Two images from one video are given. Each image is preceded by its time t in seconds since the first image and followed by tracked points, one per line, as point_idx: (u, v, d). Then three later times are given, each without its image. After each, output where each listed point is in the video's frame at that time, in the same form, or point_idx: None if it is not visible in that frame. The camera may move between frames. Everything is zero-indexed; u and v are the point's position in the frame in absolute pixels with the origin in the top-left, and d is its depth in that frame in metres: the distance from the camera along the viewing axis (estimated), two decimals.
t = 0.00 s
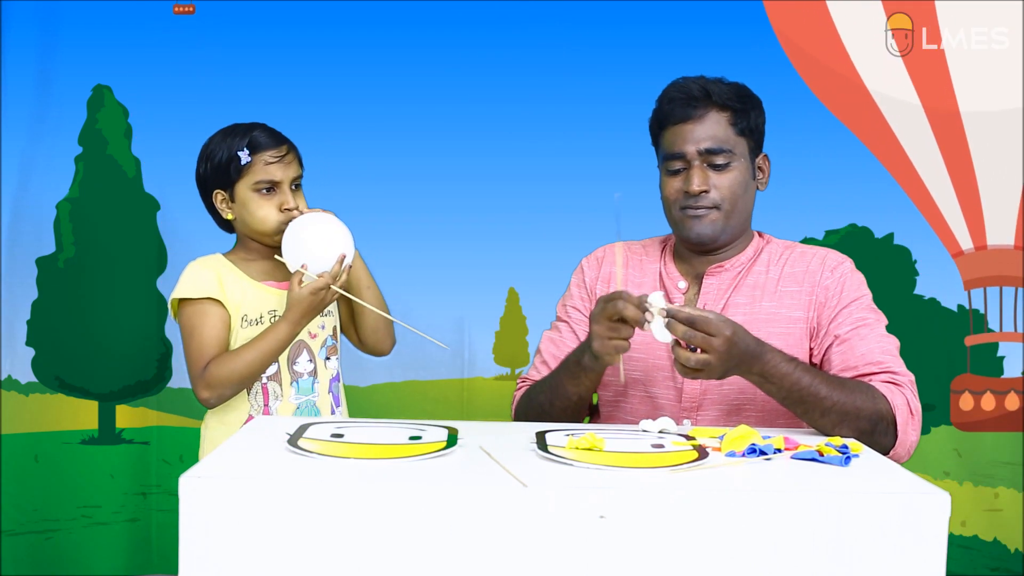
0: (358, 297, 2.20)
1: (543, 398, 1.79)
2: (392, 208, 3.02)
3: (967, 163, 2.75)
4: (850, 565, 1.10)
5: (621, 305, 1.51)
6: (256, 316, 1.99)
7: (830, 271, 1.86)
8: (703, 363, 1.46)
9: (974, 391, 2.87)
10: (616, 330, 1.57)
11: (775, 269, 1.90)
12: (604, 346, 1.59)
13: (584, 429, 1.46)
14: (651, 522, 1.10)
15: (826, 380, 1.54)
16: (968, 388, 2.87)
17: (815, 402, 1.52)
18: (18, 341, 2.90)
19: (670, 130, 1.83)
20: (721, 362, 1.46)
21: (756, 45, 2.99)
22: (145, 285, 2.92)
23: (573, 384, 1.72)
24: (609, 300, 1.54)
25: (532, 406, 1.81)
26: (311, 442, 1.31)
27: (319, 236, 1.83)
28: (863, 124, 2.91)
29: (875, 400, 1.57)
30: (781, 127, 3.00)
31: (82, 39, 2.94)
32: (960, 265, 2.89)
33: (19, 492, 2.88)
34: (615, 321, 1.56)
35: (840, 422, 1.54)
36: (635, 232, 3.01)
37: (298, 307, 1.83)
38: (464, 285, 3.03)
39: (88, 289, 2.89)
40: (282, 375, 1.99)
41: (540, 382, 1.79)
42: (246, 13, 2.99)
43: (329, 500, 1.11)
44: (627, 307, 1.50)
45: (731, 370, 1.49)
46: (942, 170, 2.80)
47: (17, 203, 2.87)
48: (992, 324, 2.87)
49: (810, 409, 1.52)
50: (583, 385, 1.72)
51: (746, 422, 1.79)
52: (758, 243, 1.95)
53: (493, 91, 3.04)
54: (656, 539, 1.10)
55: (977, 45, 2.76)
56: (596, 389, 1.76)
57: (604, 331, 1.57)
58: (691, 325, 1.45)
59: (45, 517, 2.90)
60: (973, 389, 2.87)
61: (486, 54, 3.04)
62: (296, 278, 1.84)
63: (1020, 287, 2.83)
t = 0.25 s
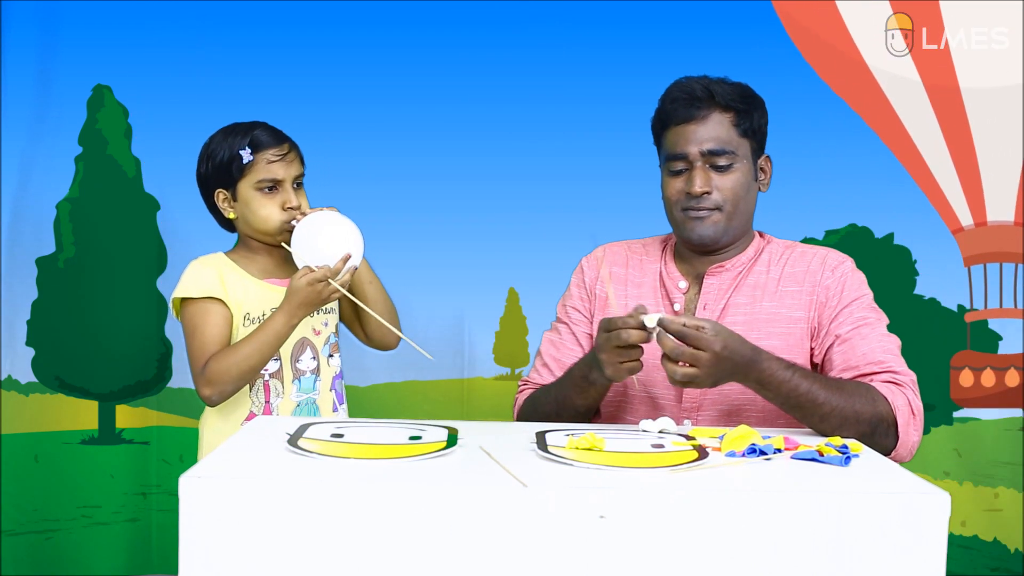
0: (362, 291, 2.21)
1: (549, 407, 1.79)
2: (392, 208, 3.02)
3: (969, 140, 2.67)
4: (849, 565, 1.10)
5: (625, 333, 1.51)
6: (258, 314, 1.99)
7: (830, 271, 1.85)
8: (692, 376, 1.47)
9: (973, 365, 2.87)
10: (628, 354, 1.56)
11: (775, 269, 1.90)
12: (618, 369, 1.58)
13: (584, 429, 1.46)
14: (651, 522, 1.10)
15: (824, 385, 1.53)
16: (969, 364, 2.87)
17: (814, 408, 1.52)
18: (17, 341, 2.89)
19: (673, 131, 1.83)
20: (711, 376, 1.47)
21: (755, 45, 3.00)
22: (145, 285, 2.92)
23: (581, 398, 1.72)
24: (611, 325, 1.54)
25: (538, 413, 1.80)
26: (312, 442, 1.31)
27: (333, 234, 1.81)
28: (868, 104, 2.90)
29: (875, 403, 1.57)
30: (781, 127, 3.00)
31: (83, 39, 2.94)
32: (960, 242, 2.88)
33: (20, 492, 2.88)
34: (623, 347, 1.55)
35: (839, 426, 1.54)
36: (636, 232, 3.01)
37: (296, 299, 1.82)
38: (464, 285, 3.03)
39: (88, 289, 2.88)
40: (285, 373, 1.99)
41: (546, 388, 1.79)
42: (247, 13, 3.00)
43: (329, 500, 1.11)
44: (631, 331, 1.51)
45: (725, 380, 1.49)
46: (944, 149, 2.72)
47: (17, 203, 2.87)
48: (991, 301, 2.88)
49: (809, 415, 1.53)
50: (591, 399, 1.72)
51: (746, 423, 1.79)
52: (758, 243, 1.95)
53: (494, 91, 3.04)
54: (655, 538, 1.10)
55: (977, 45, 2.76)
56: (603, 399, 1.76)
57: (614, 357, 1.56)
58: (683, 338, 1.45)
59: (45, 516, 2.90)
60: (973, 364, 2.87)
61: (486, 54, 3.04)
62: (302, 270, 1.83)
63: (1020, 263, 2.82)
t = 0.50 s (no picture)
0: (361, 295, 2.20)
1: (546, 404, 1.79)
2: (392, 208, 3.02)
3: (968, 118, 2.72)
4: (849, 565, 1.10)
5: (624, 319, 1.51)
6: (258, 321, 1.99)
7: (829, 272, 1.85)
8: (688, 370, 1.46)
9: (973, 346, 2.87)
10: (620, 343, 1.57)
11: (774, 270, 1.90)
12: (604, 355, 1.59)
13: (584, 430, 1.46)
14: (651, 522, 1.10)
15: (824, 385, 1.53)
16: (969, 343, 2.87)
17: (814, 407, 1.52)
18: (18, 341, 2.89)
19: (669, 130, 1.83)
20: (708, 371, 1.46)
21: (756, 44, 3.00)
22: (145, 285, 2.92)
23: (575, 391, 1.72)
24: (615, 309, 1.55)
25: (535, 413, 1.80)
26: (312, 442, 1.31)
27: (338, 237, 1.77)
28: (871, 84, 2.90)
29: (875, 403, 1.57)
30: (782, 127, 3.00)
31: (83, 39, 2.94)
32: (960, 222, 2.89)
33: (20, 492, 2.88)
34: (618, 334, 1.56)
35: (839, 426, 1.54)
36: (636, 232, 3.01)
37: (291, 306, 1.80)
38: (464, 285, 3.03)
39: (88, 289, 2.88)
40: (284, 379, 1.98)
41: (543, 387, 1.79)
42: (247, 14, 3.00)
43: (329, 500, 1.11)
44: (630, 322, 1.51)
45: (724, 376, 1.49)
46: (944, 126, 2.78)
47: (16, 202, 2.87)
48: (991, 281, 2.88)
49: (808, 415, 1.53)
50: (584, 392, 1.72)
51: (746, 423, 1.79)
52: (757, 244, 1.95)
53: (494, 90, 3.04)
54: (655, 538, 1.10)
55: (978, 45, 2.75)
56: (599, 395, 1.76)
57: (606, 342, 1.58)
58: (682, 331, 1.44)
59: (45, 516, 2.90)
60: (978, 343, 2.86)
61: (486, 54, 3.04)
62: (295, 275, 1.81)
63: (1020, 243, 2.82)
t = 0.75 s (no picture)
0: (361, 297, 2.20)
1: (546, 405, 1.79)
2: (393, 208, 3.02)
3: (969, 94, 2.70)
4: (848, 565, 1.10)
5: (626, 317, 1.52)
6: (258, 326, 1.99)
7: (827, 273, 1.86)
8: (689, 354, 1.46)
9: (974, 322, 2.87)
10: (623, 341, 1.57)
11: (772, 271, 1.90)
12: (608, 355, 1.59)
13: (584, 430, 1.46)
14: (651, 522, 1.10)
15: (824, 381, 1.54)
16: (969, 320, 2.88)
17: (814, 403, 1.52)
18: (17, 341, 2.89)
19: (666, 129, 1.83)
20: (710, 356, 1.46)
21: (756, 43, 3.00)
22: (145, 285, 2.92)
23: (575, 393, 1.73)
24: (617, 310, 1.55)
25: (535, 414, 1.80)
26: (311, 442, 1.31)
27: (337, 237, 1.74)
28: (871, 64, 2.91)
29: (875, 402, 1.57)
30: (782, 127, 3.00)
31: (83, 39, 2.94)
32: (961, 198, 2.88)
33: (20, 492, 2.88)
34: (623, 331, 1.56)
35: (838, 423, 1.54)
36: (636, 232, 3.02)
37: (293, 309, 1.79)
38: (463, 286, 3.03)
39: (88, 289, 2.88)
40: (282, 384, 1.99)
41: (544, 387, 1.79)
42: (246, 14, 3.00)
43: (329, 499, 1.11)
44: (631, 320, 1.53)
45: (724, 364, 1.48)
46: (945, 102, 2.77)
47: (16, 202, 2.87)
48: (991, 258, 2.86)
49: (808, 410, 1.53)
50: (585, 394, 1.72)
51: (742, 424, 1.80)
52: (755, 244, 1.95)
53: (495, 90, 3.04)
54: (655, 538, 1.10)
55: (977, 45, 2.71)
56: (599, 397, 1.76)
57: (609, 340, 1.58)
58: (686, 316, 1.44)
59: (45, 516, 2.90)
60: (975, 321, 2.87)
61: (486, 54, 3.04)
62: (295, 277, 1.77)
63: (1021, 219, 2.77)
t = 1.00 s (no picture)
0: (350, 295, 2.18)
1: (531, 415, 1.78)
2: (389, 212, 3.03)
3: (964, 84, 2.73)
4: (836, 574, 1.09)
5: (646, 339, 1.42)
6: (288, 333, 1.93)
7: (764, 263, 1.85)
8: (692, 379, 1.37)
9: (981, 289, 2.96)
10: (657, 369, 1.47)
11: (704, 264, 1.90)
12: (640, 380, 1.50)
13: (572, 438, 1.46)
14: (636, 529, 1.10)
15: (814, 397, 1.54)
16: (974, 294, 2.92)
17: (808, 422, 1.53)
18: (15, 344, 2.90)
19: (583, 133, 1.84)
20: (717, 381, 1.38)
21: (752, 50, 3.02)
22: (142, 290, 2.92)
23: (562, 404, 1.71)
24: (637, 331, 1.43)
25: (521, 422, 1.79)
26: (294, 450, 1.31)
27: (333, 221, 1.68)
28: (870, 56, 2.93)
29: (856, 405, 1.59)
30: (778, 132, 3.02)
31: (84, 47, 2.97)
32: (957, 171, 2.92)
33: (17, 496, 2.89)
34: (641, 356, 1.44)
35: (828, 431, 1.56)
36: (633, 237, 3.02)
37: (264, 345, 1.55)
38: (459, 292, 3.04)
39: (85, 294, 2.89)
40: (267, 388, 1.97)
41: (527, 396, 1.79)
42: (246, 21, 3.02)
43: (314, 506, 1.11)
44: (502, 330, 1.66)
45: (731, 389, 1.42)
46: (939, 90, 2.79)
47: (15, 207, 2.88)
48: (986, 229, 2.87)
49: (803, 429, 1.54)
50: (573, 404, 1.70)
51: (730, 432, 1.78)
52: (687, 239, 1.96)
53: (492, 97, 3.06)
54: (641, 546, 1.10)
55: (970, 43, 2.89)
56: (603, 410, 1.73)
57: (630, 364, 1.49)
58: (701, 337, 1.34)
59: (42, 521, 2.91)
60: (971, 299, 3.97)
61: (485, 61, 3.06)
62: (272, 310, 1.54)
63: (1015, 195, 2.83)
